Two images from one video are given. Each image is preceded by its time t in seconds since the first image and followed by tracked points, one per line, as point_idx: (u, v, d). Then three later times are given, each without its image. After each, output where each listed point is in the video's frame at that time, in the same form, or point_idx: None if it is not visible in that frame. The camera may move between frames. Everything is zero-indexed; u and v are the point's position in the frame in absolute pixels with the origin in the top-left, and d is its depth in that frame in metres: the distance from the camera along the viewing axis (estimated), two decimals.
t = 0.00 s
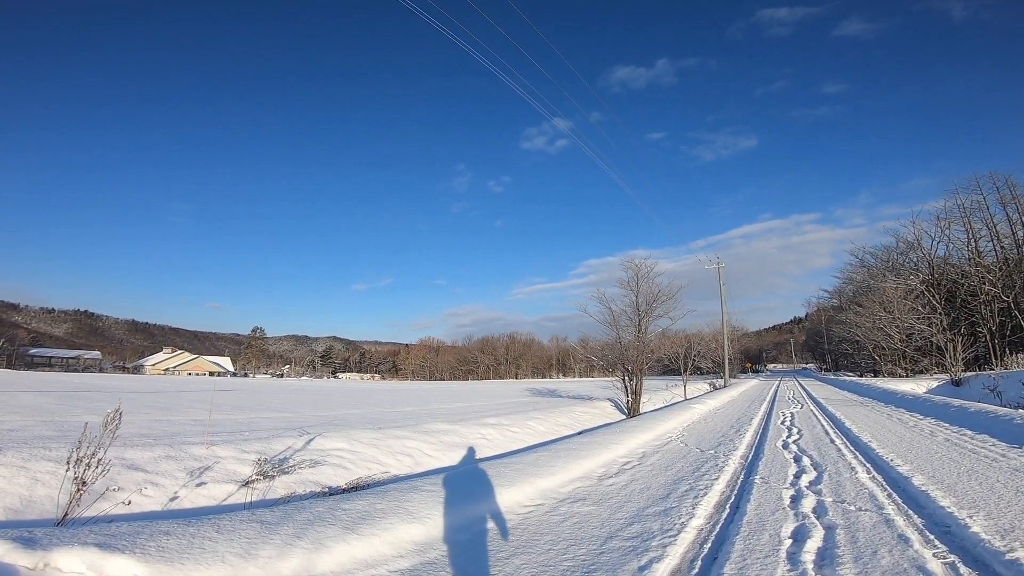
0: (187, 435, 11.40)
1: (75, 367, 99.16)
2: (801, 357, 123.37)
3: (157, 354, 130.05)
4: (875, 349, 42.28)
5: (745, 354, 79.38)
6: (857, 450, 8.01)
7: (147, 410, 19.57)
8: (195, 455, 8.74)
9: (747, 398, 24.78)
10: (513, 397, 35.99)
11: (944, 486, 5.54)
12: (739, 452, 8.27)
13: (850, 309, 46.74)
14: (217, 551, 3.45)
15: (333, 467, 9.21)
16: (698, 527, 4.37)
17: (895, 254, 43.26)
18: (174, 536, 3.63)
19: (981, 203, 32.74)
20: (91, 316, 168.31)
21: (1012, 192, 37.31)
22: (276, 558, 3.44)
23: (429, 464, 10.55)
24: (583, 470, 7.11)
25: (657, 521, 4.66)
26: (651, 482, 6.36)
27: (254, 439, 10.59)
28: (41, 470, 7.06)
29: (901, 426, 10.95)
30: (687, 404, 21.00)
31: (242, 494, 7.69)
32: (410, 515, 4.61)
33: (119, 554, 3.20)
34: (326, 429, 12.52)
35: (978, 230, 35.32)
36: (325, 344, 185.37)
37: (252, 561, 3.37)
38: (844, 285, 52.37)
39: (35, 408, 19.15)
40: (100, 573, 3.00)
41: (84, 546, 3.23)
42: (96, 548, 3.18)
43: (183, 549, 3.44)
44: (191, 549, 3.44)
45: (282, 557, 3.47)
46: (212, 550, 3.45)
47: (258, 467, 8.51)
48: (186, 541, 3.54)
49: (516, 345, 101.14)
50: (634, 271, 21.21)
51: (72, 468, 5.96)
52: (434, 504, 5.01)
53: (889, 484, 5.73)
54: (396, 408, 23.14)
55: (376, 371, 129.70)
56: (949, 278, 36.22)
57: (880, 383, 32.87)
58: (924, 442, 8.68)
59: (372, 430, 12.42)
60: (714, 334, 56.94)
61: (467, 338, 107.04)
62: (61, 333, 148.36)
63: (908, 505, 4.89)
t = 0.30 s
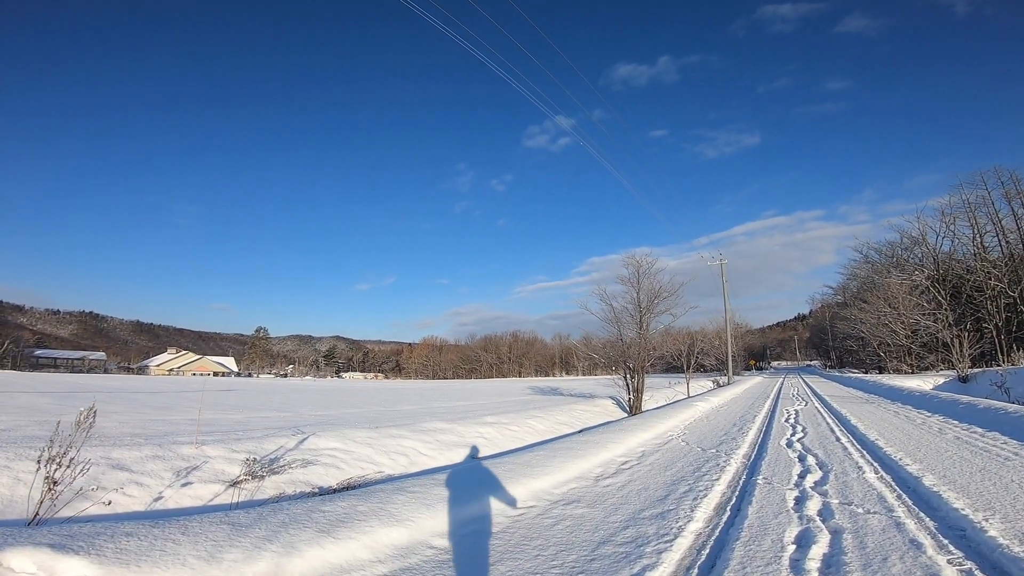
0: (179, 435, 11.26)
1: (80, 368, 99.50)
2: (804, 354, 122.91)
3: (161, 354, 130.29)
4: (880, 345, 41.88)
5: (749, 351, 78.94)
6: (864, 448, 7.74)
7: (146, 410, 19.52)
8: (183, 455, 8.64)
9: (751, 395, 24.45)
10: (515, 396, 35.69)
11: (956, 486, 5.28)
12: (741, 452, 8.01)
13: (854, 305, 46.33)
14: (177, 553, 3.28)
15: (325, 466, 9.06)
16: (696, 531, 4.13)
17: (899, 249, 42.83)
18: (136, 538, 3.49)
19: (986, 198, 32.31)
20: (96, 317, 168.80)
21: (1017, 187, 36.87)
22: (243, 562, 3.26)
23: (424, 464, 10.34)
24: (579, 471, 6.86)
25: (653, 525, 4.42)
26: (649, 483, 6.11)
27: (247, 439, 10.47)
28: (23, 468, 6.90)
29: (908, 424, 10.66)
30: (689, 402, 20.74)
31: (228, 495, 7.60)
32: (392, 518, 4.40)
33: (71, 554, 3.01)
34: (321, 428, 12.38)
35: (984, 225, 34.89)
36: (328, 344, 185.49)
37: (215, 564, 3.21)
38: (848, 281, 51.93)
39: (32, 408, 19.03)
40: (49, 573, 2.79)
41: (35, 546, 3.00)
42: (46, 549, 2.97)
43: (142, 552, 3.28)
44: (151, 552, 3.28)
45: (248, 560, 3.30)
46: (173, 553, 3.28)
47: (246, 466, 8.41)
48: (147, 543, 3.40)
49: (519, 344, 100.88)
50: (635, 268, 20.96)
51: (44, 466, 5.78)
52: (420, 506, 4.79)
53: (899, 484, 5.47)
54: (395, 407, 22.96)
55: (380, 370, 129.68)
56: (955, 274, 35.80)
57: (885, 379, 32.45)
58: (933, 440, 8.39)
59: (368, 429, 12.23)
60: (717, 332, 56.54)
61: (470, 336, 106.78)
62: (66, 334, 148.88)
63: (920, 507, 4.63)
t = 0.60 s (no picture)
0: (162, 439, 11.05)
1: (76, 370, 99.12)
2: (803, 358, 122.60)
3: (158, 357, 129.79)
4: (878, 350, 41.66)
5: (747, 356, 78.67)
6: (866, 456, 7.48)
7: (135, 413, 19.27)
8: (160, 461, 8.46)
9: (750, 400, 24.16)
10: (513, 400, 35.37)
11: (964, 497, 5.02)
12: (739, 460, 7.74)
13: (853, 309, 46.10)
14: (120, 566, 3.13)
15: (309, 473, 8.84)
16: (689, 548, 3.86)
17: (898, 254, 42.65)
18: (79, 550, 3.37)
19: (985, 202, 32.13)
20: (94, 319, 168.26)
21: (1016, 191, 36.72)
22: None
23: (414, 470, 10.10)
24: (570, 480, 6.60)
25: (644, 540, 4.15)
26: (641, 493, 5.84)
27: (230, 444, 10.27)
28: None
29: (908, 430, 10.43)
30: (687, 407, 20.45)
31: (204, 502, 7.46)
32: (365, 530, 4.15)
33: (4, 565, 2.85)
34: (308, 432, 12.16)
35: (982, 230, 34.70)
36: (327, 347, 185.00)
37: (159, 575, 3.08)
38: (847, 285, 51.72)
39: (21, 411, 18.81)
40: None
41: None
42: None
43: (82, 566, 3.10)
44: (92, 564, 3.15)
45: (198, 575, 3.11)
46: (116, 565, 3.14)
47: (226, 472, 8.23)
48: (89, 555, 3.29)
49: (517, 347, 100.50)
50: (632, 271, 20.73)
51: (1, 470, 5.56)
52: (396, 517, 4.54)
53: (904, 496, 5.21)
54: (390, 411, 22.67)
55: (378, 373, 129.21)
56: (953, 278, 35.59)
57: (884, 384, 32.19)
58: (937, 448, 8.14)
59: (357, 434, 12.00)
60: (716, 336, 56.30)
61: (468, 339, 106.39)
62: (63, 337, 148.40)
63: (928, 521, 4.38)
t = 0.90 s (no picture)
0: (141, 439, 10.80)
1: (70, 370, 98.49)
2: (799, 356, 122.74)
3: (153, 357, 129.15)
4: (874, 347, 41.57)
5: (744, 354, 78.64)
6: (865, 457, 7.23)
7: (122, 413, 19.01)
8: (134, 461, 8.25)
9: (746, 398, 23.95)
10: (508, 399, 35.08)
11: (969, 500, 4.78)
12: (733, 460, 7.49)
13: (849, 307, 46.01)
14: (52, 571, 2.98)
15: (290, 473, 8.59)
16: (677, 556, 3.59)
17: (894, 251, 42.55)
18: (11, 553, 3.20)
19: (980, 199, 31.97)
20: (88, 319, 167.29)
21: (1011, 189, 36.62)
22: None
23: (400, 470, 9.83)
24: (558, 482, 6.33)
25: (630, 548, 3.88)
26: (631, 496, 5.56)
27: (210, 444, 10.03)
28: None
29: (907, 428, 10.20)
30: (682, 405, 20.20)
31: (178, 503, 7.26)
32: (331, 536, 3.90)
33: None
34: (293, 432, 11.90)
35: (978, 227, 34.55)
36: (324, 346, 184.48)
37: None
38: (843, 283, 51.62)
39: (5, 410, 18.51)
40: None
41: None
42: None
43: (7, 571, 2.92)
44: (24, 567, 3.02)
45: None
46: (47, 569, 3.01)
47: (201, 472, 8.01)
48: (21, 556, 3.17)
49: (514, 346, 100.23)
50: (626, 268, 20.49)
51: None
52: (367, 521, 4.28)
53: (906, 501, 4.98)
54: (382, 410, 22.40)
55: (375, 372, 128.80)
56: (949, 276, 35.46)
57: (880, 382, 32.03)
58: (937, 447, 7.90)
59: (343, 433, 11.75)
60: (712, 334, 56.19)
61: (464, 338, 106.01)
62: (58, 337, 147.50)
63: (932, 528, 4.13)
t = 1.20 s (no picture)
0: (132, 443, 10.67)
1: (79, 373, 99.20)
2: (806, 354, 121.93)
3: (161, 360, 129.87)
4: (882, 344, 41.09)
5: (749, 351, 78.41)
6: (874, 459, 6.93)
7: (121, 416, 18.98)
8: (120, 466, 8.10)
9: (752, 397, 23.57)
10: (512, 399, 34.84)
11: (985, 506, 4.51)
12: (735, 463, 7.22)
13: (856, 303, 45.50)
14: None
15: (280, 477, 8.41)
16: (668, 570, 3.34)
17: (900, 247, 42.04)
18: None
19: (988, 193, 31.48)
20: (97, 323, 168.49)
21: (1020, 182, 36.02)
22: None
23: (394, 474, 9.62)
24: (550, 487, 6.08)
25: (620, 560, 3.62)
26: (626, 503, 5.30)
27: (202, 448, 9.87)
28: None
29: (917, 428, 9.88)
30: (686, 405, 19.89)
31: (162, 507, 7.11)
32: (299, 547, 3.71)
33: None
34: (287, 435, 11.73)
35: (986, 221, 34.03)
36: (330, 348, 185.03)
37: None
38: (849, 279, 51.10)
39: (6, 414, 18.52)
40: None
41: None
42: None
43: None
44: None
45: None
46: None
47: (187, 476, 7.86)
48: None
49: (519, 346, 100.11)
50: (627, 267, 20.24)
51: None
52: (341, 530, 4.09)
53: (918, 509, 4.67)
54: (383, 411, 22.25)
55: (381, 374, 129.03)
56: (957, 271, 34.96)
57: (888, 380, 31.56)
58: (949, 448, 7.59)
59: (339, 436, 11.59)
60: (717, 332, 55.76)
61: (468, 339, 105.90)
62: (67, 341, 148.45)
63: (946, 539, 3.85)
